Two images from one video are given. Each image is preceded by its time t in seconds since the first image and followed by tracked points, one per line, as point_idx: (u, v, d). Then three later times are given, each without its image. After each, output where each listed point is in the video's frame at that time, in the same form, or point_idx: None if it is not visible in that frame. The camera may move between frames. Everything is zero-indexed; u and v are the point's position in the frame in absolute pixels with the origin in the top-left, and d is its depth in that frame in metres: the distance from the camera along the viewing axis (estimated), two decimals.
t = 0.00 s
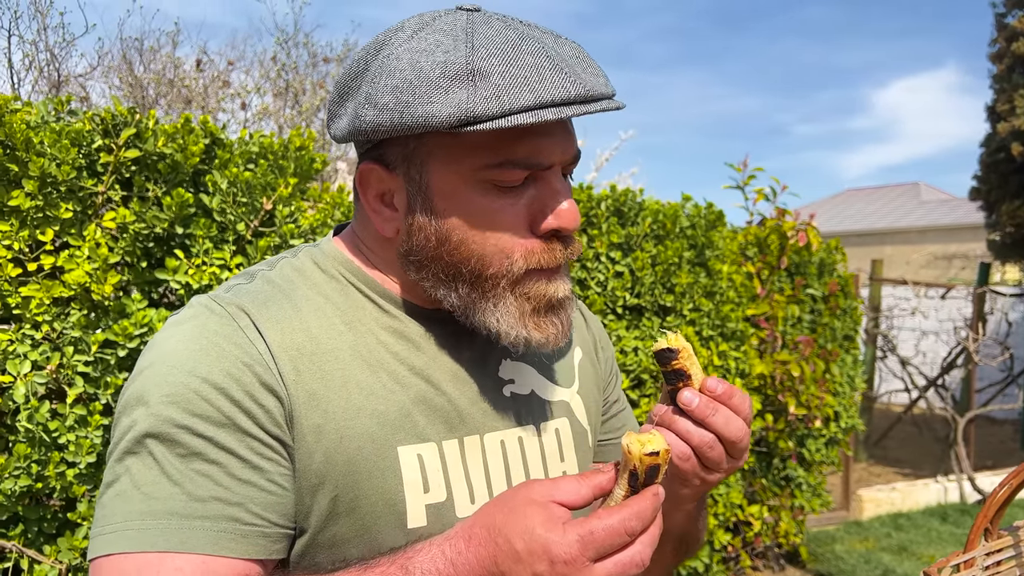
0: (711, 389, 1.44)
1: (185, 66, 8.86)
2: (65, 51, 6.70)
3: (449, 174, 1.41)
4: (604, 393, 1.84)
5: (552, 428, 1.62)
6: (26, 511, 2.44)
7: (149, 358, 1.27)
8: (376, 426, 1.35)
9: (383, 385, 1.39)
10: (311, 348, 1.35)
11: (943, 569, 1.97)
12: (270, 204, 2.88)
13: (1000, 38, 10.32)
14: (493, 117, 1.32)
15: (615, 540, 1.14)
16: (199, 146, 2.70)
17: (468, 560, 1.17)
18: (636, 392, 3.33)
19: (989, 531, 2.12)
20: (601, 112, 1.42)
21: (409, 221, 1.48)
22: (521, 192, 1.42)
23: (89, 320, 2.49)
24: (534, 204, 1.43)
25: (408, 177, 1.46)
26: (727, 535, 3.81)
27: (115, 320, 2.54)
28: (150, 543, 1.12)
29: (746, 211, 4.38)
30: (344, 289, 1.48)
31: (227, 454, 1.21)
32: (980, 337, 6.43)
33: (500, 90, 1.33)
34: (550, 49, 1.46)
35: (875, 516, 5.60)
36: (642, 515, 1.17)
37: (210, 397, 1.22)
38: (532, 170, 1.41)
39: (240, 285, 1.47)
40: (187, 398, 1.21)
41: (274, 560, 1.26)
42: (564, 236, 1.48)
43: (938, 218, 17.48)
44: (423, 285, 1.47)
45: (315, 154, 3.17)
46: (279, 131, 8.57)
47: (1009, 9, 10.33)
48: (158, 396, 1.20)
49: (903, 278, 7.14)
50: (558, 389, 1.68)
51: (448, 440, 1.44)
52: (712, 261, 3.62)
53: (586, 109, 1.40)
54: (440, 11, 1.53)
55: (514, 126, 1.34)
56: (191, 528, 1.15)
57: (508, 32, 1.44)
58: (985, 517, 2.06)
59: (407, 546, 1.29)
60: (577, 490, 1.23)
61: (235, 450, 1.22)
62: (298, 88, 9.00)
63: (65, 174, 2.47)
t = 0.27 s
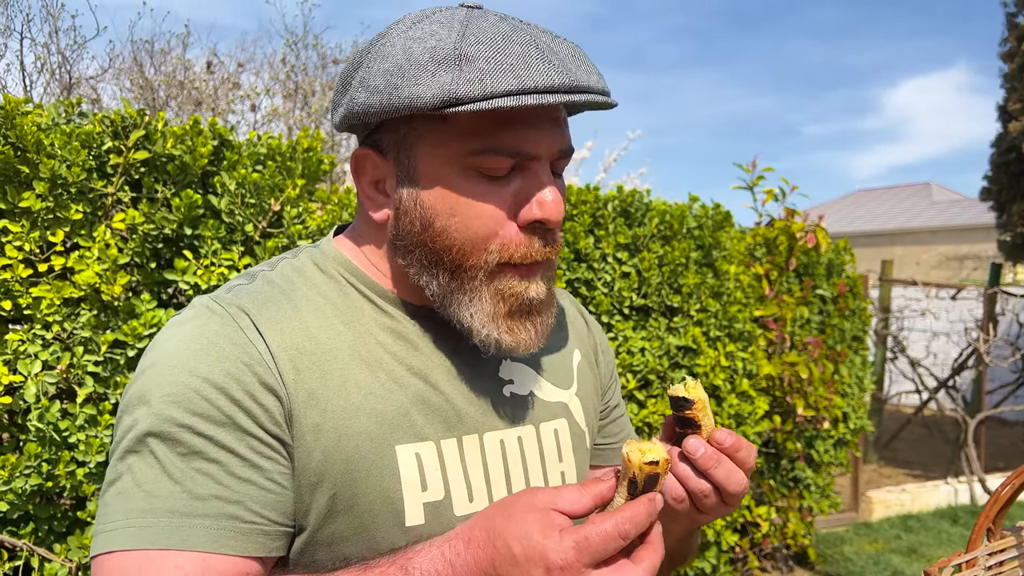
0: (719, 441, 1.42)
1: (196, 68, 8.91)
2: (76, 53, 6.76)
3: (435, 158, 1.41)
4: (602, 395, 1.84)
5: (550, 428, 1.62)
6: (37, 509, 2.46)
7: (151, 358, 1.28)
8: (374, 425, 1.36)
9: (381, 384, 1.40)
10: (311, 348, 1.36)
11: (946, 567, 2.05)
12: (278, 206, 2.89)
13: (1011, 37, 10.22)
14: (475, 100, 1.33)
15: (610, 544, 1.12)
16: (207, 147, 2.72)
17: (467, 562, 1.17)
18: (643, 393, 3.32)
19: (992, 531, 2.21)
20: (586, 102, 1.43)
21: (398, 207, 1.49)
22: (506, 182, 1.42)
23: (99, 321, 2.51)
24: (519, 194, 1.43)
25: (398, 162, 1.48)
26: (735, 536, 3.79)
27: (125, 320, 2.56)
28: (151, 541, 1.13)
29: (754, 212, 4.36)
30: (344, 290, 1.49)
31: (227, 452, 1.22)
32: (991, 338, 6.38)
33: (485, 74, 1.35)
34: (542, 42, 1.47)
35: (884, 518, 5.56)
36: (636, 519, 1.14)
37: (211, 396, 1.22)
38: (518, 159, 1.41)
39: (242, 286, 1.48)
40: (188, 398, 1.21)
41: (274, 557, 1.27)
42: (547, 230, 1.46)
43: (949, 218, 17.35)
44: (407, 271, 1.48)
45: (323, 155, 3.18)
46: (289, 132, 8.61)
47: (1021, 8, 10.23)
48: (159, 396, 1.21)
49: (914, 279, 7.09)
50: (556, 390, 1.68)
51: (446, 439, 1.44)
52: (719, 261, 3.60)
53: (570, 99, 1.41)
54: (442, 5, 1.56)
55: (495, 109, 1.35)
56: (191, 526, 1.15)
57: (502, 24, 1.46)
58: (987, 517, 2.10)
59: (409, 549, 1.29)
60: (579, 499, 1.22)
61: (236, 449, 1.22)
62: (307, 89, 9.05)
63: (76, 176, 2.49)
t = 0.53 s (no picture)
0: (706, 472, 1.43)
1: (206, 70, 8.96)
2: (88, 56, 6.82)
3: (436, 153, 1.44)
4: (597, 398, 1.85)
5: (546, 429, 1.63)
6: (48, 507, 2.48)
7: (154, 357, 1.28)
8: (373, 422, 1.37)
9: (380, 382, 1.41)
10: (312, 346, 1.37)
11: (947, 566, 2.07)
12: (287, 207, 2.91)
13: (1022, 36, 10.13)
14: (476, 96, 1.35)
15: (603, 534, 1.14)
16: (217, 149, 2.75)
17: (464, 552, 1.17)
18: (650, 394, 3.31)
19: (994, 531, 2.20)
20: (584, 109, 1.45)
21: (397, 199, 1.51)
22: (503, 181, 1.45)
23: (110, 321, 2.53)
24: (515, 195, 1.46)
25: (401, 156, 1.50)
26: (742, 537, 3.78)
27: (135, 320, 2.59)
28: (155, 535, 1.14)
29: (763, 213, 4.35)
30: (345, 289, 1.50)
31: (230, 448, 1.22)
32: (1001, 340, 6.33)
33: (487, 73, 1.37)
34: (547, 49, 1.50)
35: (894, 520, 5.52)
36: (630, 510, 1.16)
37: (214, 393, 1.23)
38: (515, 160, 1.44)
39: (243, 286, 1.48)
40: (192, 394, 1.22)
41: (276, 550, 1.28)
42: (541, 229, 1.49)
43: (960, 218, 17.21)
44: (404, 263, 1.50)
45: (331, 157, 3.19)
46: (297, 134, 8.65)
47: None
48: (163, 393, 1.21)
49: (924, 280, 7.04)
50: (552, 391, 1.69)
51: (443, 436, 1.45)
52: (726, 262, 3.60)
53: (569, 103, 1.43)
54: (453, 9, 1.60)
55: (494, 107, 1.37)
56: (195, 520, 1.16)
57: (509, 29, 1.49)
58: (988, 517, 2.10)
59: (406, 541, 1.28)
60: (573, 490, 1.22)
61: (238, 444, 1.23)
62: (316, 91, 9.09)
63: (87, 178, 2.52)
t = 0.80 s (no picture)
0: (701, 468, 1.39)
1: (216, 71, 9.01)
2: (100, 58, 6.89)
3: (438, 149, 1.45)
4: (595, 396, 1.86)
5: (544, 424, 1.64)
6: (60, 505, 2.51)
7: (162, 352, 1.30)
8: (375, 415, 1.38)
9: (382, 377, 1.42)
10: (315, 341, 1.39)
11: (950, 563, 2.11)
12: (296, 207, 2.92)
13: None
14: (476, 93, 1.37)
15: (598, 513, 1.13)
16: (227, 150, 2.77)
17: (462, 535, 1.17)
18: (658, 394, 3.31)
19: (997, 528, 2.19)
20: (581, 105, 1.45)
21: (401, 195, 1.53)
22: (503, 176, 1.46)
23: (122, 321, 2.56)
24: (513, 190, 1.46)
25: (404, 153, 1.52)
26: (751, 537, 3.76)
27: (147, 320, 2.61)
28: (165, 523, 1.15)
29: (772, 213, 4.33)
30: (347, 286, 1.51)
31: (237, 439, 1.24)
32: (1013, 341, 6.28)
33: (487, 70, 1.39)
34: (547, 49, 1.50)
35: (904, 520, 5.49)
36: (624, 491, 1.16)
37: (221, 385, 1.24)
38: (514, 155, 1.45)
39: (250, 284, 1.50)
40: (200, 387, 1.23)
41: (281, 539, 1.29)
42: (540, 224, 1.49)
43: (972, 218, 17.07)
44: (407, 256, 1.52)
45: (340, 158, 3.20)
46: (307, 135, 8.68)
47: None
48: (172, 385, 1.23)
49: (935, 280, 6.99)
50: (550, 388, 1.70)
51: (444, 430, 1.46)
52: (735, 262, 3.59)
53: (567, 101, 1.43)
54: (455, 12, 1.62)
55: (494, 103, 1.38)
56: (204, 508, 1.17)
57: (509, 30, 1.51)
58: (992, 514, 2.11)
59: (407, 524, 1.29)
60: (568, 473, 1.24)
61: (245, 435, 1.24)
62: (327, 92, 9.13)
63: (98, 179, 2.54)
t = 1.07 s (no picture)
0: (687, 463, 1.38)
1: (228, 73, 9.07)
2: (113, 60, 6.96)
3: (424, 157, 1.48)
4: (579, 398, 1.87)
5: (529, 425, 1.65)
6: (74, 503, 2.53)
7: (165, 353, 1.31)
8: (369, 412, 1.40)
9: (375, 375, 1.44)
10: (312, 339, 1.40)
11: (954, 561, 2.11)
12: (307, 208, 2.94)
13: None
14: (460, 101, 1.41)
15: (586, 488, 1.15)
16: (238, 152, 2.80)
17: (458, 513, 1.19)
18: (666, 393, 3.30)
19: (1003, 526, 2.19)
20: (560, 115, 1.50)
21: (391, 204, 1.56)
22: (486, 181, 1.50)
23: (134, 321, 2.59)
24: (497, 194, 1.50)
25: (393, 163, 1.55)
26: (760, 537, 3.75)
27: (159, 320, 2.64)
28: (174, 513, 1.16)
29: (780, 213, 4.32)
30: (339, 289, 1.53)
31: (241, 431, 1.25)
32: None
33: (470, 80, 1.43)
34: (528, 63, 1.56)
35: (915, 521, 5.46)
36: (612, 467, 1.17)
37: (225, 380, 1.26)
38: (497, 160, 1.49)
39: (247, 288, 1.51)
40: (205, 382, 1.25)
41: (286, 526, 1.30)
42: (523, 226, 1.53)
43: (985, 218, 16.92)
44: (398, 262, 1.55)
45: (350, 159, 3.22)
46: (317, 136, 8.72)
47: None
48: (177, 382, 1.24)
49: (947, 280, 6.93)
50: (534, 390, 1.71)
51: (432, 428, 1.47)
52: (744, 262, 3.58)
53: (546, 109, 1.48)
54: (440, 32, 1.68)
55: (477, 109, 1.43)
56: (212, 498, 1.18)
57: (490, 47, 1.57)
58: (996, 512, 2.12)
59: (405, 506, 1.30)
60: (556, 451, 1.26)
61: (249, 427, 1.26)
62: (337, 93, 9.17)
63: (111, 180, 2.57)
